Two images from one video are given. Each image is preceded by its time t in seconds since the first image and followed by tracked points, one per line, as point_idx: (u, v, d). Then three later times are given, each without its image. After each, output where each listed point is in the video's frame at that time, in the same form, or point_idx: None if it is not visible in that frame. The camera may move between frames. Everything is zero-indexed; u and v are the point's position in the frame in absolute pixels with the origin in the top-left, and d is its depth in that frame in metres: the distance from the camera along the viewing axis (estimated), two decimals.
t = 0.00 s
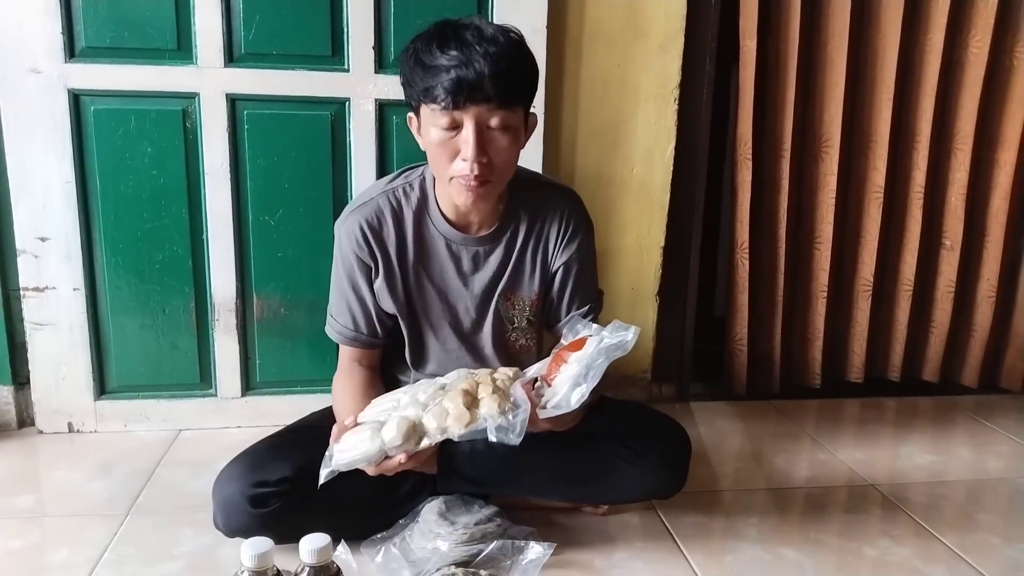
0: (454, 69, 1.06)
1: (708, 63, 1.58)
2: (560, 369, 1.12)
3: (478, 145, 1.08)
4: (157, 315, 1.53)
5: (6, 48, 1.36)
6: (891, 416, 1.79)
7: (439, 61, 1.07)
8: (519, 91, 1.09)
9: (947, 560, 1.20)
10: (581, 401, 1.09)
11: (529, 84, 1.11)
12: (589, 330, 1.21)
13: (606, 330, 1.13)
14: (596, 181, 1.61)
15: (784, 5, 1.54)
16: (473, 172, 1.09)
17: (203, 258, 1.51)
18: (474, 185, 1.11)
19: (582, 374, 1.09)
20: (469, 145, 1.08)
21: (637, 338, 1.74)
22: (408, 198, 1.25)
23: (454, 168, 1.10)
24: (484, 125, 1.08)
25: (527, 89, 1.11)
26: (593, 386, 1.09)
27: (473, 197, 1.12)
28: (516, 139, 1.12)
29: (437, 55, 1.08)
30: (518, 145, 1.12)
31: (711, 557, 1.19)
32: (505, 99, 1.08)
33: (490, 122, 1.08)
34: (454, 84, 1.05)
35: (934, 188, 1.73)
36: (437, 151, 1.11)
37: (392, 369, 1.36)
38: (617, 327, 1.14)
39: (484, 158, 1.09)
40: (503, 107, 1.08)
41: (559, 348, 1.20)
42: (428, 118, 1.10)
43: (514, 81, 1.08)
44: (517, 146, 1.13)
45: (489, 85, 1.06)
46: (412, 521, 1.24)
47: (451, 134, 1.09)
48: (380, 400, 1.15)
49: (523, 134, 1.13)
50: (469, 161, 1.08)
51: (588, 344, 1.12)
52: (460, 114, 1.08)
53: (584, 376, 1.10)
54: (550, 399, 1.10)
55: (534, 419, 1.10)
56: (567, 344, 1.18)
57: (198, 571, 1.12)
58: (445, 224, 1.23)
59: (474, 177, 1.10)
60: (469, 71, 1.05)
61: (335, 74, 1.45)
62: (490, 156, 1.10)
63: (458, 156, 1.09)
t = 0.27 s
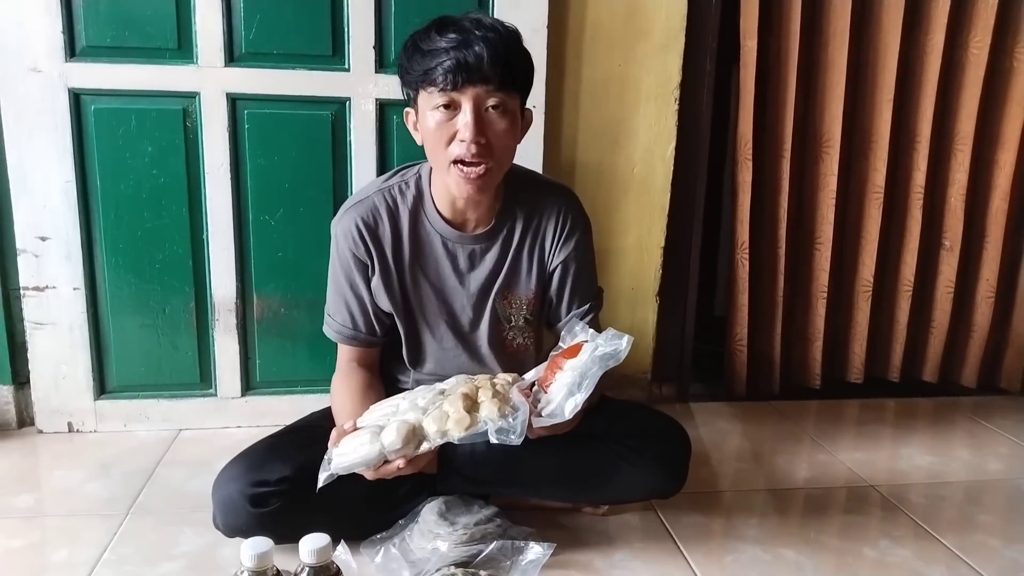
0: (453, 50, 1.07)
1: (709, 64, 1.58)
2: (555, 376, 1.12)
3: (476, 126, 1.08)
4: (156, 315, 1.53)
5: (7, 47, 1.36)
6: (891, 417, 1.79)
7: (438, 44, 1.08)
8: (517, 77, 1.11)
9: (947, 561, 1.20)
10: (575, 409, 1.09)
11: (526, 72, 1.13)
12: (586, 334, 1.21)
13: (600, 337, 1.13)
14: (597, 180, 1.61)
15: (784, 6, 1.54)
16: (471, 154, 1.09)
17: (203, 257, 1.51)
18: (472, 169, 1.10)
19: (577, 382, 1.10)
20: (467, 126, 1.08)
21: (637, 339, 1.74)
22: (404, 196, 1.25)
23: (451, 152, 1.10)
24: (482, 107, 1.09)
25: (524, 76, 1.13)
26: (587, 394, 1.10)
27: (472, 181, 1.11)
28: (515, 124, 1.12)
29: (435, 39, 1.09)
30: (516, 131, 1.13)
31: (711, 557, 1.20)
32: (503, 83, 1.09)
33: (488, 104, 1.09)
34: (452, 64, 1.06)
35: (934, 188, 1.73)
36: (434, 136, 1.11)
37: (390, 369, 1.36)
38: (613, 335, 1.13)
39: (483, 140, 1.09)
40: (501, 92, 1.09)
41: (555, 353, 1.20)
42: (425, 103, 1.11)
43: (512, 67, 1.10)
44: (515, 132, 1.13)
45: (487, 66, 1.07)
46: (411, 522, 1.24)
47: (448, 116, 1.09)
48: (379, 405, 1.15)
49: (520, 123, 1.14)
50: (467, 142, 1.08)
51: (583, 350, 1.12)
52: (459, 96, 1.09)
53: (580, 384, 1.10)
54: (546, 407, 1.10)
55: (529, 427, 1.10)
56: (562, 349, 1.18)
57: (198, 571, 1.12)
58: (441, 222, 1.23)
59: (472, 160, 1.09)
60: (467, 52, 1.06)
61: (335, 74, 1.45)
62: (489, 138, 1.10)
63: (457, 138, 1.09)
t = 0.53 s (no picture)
0: (449, 48, 1.07)
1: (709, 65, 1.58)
2: (553, 383, 1.12)
3: (472, 123, 1.08)
4: (156, 315, 1.53)
5: (7, 48, 1.36)
6: (891, 418, 1.79)
7: (435, 43, 1.08)
8: (514, 76, 1.11)
9: (947, 562, 1.20)
10: (574, 417, 1.09)
11: (523, 71, 1.13)
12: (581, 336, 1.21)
13: (595, 341, 1.13)
14: (596, 181, 1.61)
15: (784, 7, 1.54)
16: (467, 151, 1.09)
17: (202, 258, 1.51)
18: (468, 164, 1.10)
19: (574, 388, 1.10)
20: (463, 123, 1.08)
21: (637, 339, 1.74)
22: (401, 195, 1.25)
23: (447, 149, 1.10)
24: (479, 104, 1.09)
25: (521, 75, 1.13)
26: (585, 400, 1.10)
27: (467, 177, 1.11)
28: (511, 121, 1.12)
29: (431, 38, 1.09)
30: (512, 129, 1.13)
31: (711, 558, 1.20)
32: (499, 81, 1.09)
33: (484, 101, 1.09)
34: (449, 61, 1.07)
35: (934, 189, 1.73)
36: (431, 134, 1.11)
37: (389, 369, 1.36)
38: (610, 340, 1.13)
39: (479, 136, 1.09)
40: (498, 90, 1.10)
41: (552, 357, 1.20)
42: (422, 101, 1.11)
43: (508, 65, 1.10)
44: (511, 131, 1.13)
45: (484, 64, 1.07)
46: (410, 522, 1.23)
47: (445, 114, 1.09)
48: (377, 407, 1.15)
49: (516, 122, 1.15)
50: (463, 139, 1.08)
51: (580, 356, 1.12)
52: (455, 94, 1.09)
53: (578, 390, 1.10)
54: (545, 415, 1.10)
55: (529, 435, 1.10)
56: (558, 353, 1.18)
57: (197, 572, 1.12)
58: (438, 221, 1.24)
59: (468, 157, 1.09)
60: (463, 49, 1.07)
61: (335, 75, 1.45)
62: (485, 135, 1.10)
63: (453, 135, 1.09)
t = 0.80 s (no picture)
0: (448, 48, 1.07)
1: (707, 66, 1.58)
2: (554, 390, 1.12)
3: (471, 123, 1.08)
4: (154, 317, 1.52)
5: (5, 49, 1.36)
6: (890, 419, 1.79)
7: (434, 43, 1.08)
8: (513, 76, 1.11)
9: (946, 562, 1.20)
10: (575, 426, 1.08)
11: (522, 72, 1.13)
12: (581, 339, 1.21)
13: (597, 349, 1.12)
14: (595, 183, 1.61)
15: (783, 8, 1.54)
16: (466, 151, 1.09)
17: (201, 259, 1.51)
18: (467, 164, 1.10)
19: (576, 397, 1.09)
20: (462, 124, 1.08)
21: (636, 340, 1.74)
22: (400, 197, 1.25)
23: (446, 150, 1.10)
24: (477, 105, 1.09)
25: (520, 76, 1.13)
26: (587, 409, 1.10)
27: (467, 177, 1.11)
28: (510, 122, 1.12)
29: (430, 38, 1.09)
30: (511, 129, 1.13)
31: (710, 558, 1.20)
32: (498, 82, 1.09)
33: (483, 102, 1.09)
34: (447, 62, 1.07)
35: (932, 190, 1.73)
36: (430, 134, 1.11)
37: (388, 371, 1.36)
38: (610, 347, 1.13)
39: (478, 137, 1.09)
40: (497, 90, 1.10)
41: (552, 362, 1.20)
42: (421, 102, 1.11)
43: (507, 65, 1.10)
44: (510, 131, 1.13)
45: (483, 64, 1.07)
46: (409, 523, 1.23)
47: (444, 114, 1.09)
48: (376, 410, 1.15)
49: (515, 122, 1.14)
50: (462, 140, 1.09)
51: (581, 363, 1.12)
52: (454, 94, 1.09)
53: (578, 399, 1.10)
54: (545, 422, 1.10)
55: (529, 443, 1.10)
56: (560, 358, 1.18)
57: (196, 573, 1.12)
58: (437, 222, 1.24)
59: (468, 157, 1.09)
60: (462, 50, 1.06)
61: (334, 76, 1.45)
62: (484, 136, 1.10)
63: (452, 135, 1.09)
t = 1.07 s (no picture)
0: (450, 54, 1.07)
1: (706, 68, 1.59)
2: (549, 391, 1.12)
3: (472, 130, 1.09)
4: (153, 320, 1.52)
5: (4, 52, 1.36)
6: (889, 420, 1.79)
7: (435, 48, 1.08)
8: (514, 83, 1.11)
9: (945, 564, 1.20)
10: (569, 426, 1.08)
11: (523, 76, 1.13)
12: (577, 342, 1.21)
13: (590, 349, 1.13)
14: (594, 185, 1.61)
15: (782, 10, 1.55)
16: (467, 158, 1.09)
17: (199, 262, 1.51)
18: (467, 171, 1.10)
19: (569, 397, 1.09)
20: (463, 130, 1.08)
21: (635, 342, 1.74)
22: (400, 200, 1.25)
23: (447, 156, 1.10)
24: (479, 112, 1.09)
25: (522, 82, 1.13)
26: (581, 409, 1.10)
27: (467, 184, 1.11)
28: (510, 128, 1.13)
29: (432, 44, 1.09)
30: (512, 135, 1.13)
31: (709, 560, 1.20)
32: (500, 88, 1.09)
33: (485, 109, 1.09)
34: (449, 68, 1.07)
35: (930, 191, 1.73)
36: (431, 140, 1.11)
37: (387, 373, 1.36)
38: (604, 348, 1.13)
39: (478, 143, 1.10)
40: (498, 96, 1.10)
41: (547, 364, 1.20)
42: (422, 107, 1.11)
43: (509, 71, 1.10)
44: (511, 136, 1.14)
45: (484, 71, 1.07)
46: (409, 526, 1.23)
47: (445, 120, 1.09)
48: (373, 413, 1.15)
49: (515, 127, 1.15)
50: (463, 146, 1.09)
51: (575, 363, 1.12)
52: (456, 101, 1.09)
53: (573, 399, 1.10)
54: (540, 423, 1.10)
55: (524, 444, 1.09)
56: (555, 360, 1.18)
57: None
58: (437, 225, 1.24)
59: (468, 163, 1.10)
60: (464, 56, 1.07)
61: (332, 78, 1.45)
62: (484, 142, 1.10)
63: (453, 142, 1.10)
